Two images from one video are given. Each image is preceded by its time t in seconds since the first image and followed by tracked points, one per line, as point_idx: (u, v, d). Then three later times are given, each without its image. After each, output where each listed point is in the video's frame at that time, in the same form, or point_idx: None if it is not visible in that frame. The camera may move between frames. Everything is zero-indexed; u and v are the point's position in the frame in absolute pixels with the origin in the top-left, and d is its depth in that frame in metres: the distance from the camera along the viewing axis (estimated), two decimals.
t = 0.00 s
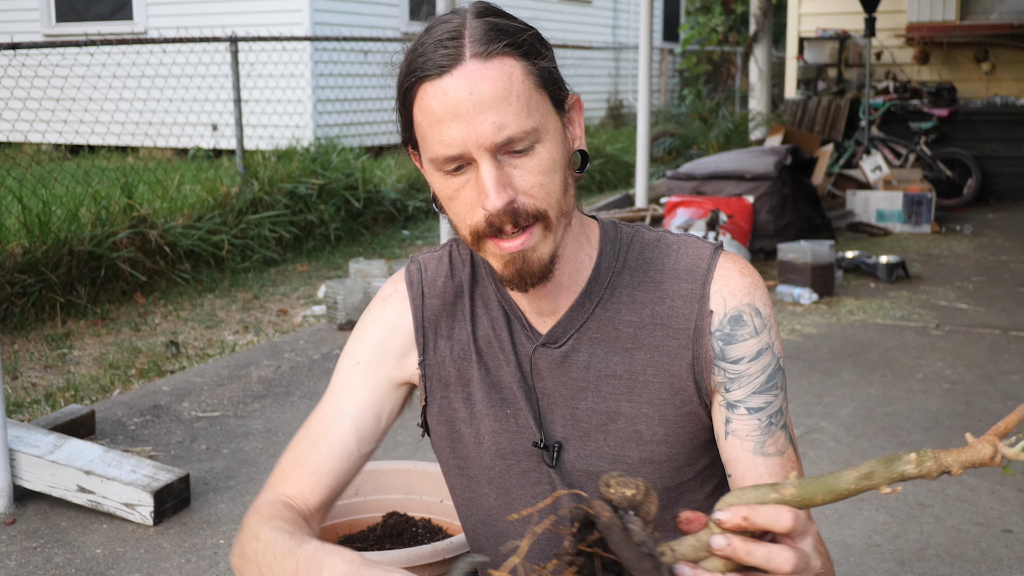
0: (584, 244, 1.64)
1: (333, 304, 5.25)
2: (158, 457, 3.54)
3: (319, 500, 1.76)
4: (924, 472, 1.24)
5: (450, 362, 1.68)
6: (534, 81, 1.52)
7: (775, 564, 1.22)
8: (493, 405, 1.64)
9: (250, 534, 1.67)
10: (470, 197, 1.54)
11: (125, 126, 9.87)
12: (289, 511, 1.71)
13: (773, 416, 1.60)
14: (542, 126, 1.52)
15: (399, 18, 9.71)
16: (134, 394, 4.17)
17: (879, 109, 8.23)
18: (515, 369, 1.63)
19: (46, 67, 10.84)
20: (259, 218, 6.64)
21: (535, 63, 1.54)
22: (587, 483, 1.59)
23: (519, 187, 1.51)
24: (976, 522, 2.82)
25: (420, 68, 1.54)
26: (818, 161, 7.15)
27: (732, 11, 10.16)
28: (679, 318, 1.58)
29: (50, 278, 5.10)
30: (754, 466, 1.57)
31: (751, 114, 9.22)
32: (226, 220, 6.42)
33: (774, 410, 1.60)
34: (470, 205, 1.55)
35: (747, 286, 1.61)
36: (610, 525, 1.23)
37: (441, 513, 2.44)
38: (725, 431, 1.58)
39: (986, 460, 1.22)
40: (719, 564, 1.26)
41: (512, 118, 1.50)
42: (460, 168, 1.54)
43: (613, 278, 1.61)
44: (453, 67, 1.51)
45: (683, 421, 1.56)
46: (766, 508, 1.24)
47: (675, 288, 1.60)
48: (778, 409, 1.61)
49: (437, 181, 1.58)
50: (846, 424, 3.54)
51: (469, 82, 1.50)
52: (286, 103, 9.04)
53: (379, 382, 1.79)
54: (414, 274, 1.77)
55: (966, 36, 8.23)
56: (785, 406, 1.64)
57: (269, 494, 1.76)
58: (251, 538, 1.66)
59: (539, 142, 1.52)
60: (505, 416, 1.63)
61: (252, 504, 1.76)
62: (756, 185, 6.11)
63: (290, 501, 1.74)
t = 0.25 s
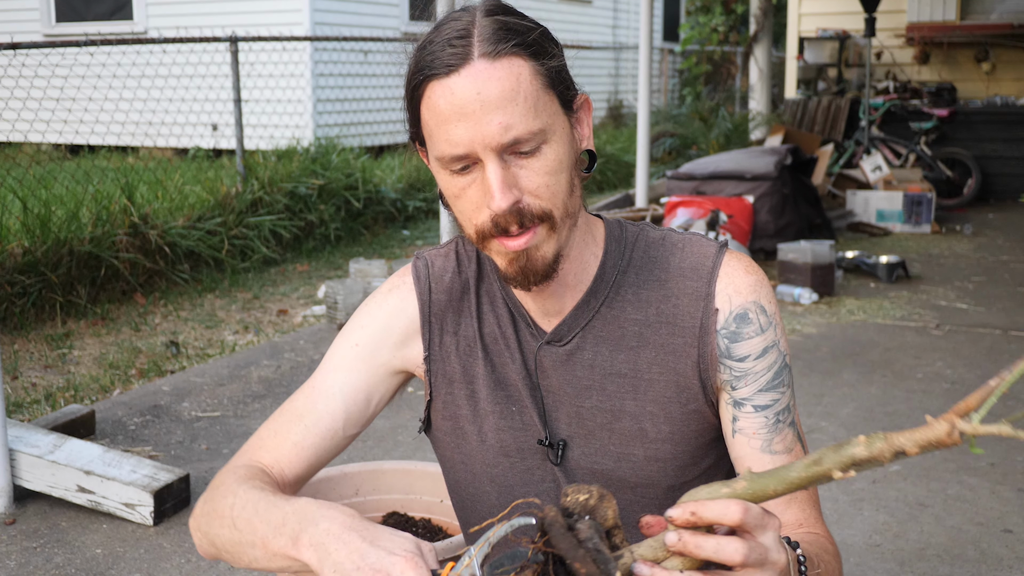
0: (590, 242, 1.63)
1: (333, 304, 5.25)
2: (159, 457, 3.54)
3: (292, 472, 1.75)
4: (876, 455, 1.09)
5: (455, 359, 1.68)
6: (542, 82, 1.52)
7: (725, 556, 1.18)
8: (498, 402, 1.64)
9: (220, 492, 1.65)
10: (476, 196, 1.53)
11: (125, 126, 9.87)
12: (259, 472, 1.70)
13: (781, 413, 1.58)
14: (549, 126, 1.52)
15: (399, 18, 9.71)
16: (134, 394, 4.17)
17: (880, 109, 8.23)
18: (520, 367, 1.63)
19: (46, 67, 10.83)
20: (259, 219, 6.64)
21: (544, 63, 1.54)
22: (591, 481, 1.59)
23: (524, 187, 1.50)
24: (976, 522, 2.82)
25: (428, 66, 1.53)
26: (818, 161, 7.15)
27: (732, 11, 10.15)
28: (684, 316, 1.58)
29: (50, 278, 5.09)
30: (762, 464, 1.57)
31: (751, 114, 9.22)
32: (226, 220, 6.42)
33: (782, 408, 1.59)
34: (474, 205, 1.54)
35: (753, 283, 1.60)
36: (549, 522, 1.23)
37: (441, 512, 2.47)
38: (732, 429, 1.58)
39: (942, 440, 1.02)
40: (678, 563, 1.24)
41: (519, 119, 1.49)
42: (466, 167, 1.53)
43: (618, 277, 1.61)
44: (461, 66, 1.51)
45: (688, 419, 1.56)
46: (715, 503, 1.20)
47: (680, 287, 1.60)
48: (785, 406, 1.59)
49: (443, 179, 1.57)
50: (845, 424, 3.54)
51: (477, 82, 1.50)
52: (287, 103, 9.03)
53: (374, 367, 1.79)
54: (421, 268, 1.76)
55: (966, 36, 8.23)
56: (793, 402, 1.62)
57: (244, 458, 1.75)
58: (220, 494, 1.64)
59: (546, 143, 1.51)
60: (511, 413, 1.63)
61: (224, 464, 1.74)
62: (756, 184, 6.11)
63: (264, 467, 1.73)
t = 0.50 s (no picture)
0: (595, 241, 1.63)
1: (333, 304, 5.26)
2: (159, 457, 3.54)
3: (282, 460, 1.74)
4: (840, 428, 1.12)
5: (459, 357, 1.69)
6: (549, 80, 1.52)
7: (707, 548, 1.16)
8: (501, 401, 1.64)
9: (210, 478, 1.63)
10: (481, 194, 1.53)
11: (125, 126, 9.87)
12: (248, 458, 1.68)
13: (785, 413, 1.60)
14: (555, 125, 1.52)
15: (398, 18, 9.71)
16: (134, 394, 4.17)
17: (879, 109, 8.23)
18: (524, 366, 1.62)
19: (46, 67, 10.83)
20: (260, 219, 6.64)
21: (551, 62, 1.54)
22: (593, 480, 1.59)
23: (530, 185, 1.50)
24: (976, 522, 2.82)
25: (436, 63, 1.53)
26: (818, 161, 7.15)
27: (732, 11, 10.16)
28: (688, 316, 1.58)
29: (50, 278, 5.09)
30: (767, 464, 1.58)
31: (751, 114, 9.22)
32: (226, 220, 6.42)
33: (786, 407, 1.60)
34: (480, 202, 1.54)
35: (756, 284, 1.61)
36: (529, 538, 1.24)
37: (441, 512, 2.45)
38: (738, 429, 1.58)
39: (905, 403, 1.05)
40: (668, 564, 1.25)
41: (525, 116, 1.49)
42: (472, 165, 1.53)
43: (622, 276, 1.61)
44: (468, 64, 1.51)
45: (691, 419, 1.56)
46: (689, 498, 1.20)
47: (684, 286, 1.60)
48: (789, 405, 1.60)
49: (448, 176, 1.57)
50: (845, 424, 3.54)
51: (484, 79, 1.50)
52: (287, 103, 9.03)
53: (374, 360, 1.80)
54: (425, 266, 1.76)
55: (965, 36, 8.23)
56: (796, 402, 1.63)
57: (235, 443, 1.73)
58: (210, 480, 1.63)
59: (552, 142, 1.51)
60: (513, 411, 1.63)
61: (213, 447, 1.72)
62: (756, 184, 6.11)
63: (255, 454, 1.72)
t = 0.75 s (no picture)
0: (597, 241, 1.63)
1: (333, 304, 5.26)
2: (158, 457, 3.54)
3: (286, 461, 1.74)
4: (826, 416, 1.12)
5: (460, 357, 1.68)
6: (553, 79, 1.52)
7: (693, 544, 1.16)
8: (503, 401, 1.64)
9: (216, 480, 1.63)
10: (485, 192, 1.52)
11: (125, 126, 9.87)
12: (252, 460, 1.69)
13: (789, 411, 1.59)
14: (559, 123, 1.52)
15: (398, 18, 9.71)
16: (134, 394, 4.17)
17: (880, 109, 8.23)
18: (526, 365, 1.62)
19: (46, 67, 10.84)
20: (259, 219, 6.63)
21: (554, 60, 1.54)
22: (595, 481, 1.59)
23: (533, 183, 1.50)
24: (976, 522, 2.81)
25: (440, 60, 1.53)
26: (818, 161, 7.15)
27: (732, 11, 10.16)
28: (690, 315, 1.58)
29: (50, 278, 5.09)
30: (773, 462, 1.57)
31: (751, 114, 9.22)
32: (226, 220, 6.42)
33: (790, 405, 1.59)
34: (483, 200, 1.53)
35: (759, 281, 1.61)
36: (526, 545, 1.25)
37: (440, 513, 2.44)
38: (742, 427, 1.57)
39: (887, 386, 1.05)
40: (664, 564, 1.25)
41: (529, 114, 1.49)
42: (476, 163, 1.52)
43: (625, 275, 1.61)
44: (472, 61, 1.51)
45: (693, 419, 1.56)
46: (678, 495, 1.20)
47: (687, 286, 1.60)
48: (794, 403, 1.60)
49: (451, 174, 1.56)
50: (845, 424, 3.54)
51: (488, 77, 1.49)
52: (287, 103, 9.03)
53: (376, 360, 1.79)
54: (427, 265, 1.76)
55: (966, 36, 8.22)
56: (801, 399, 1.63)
57: (238, 444, 1.73)
58: (216, 484, 1.63)
59: (555, 140, 1.51)
60: (514, 411, 1.63)
61: (216, 448, 1.72)
62: (756, 184, 6.11)
63: (258, 454, 1.72)
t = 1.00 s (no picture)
0: (601, 243, 1.64)
1: (333, 304, 5.27)
2: (159, 457, 3.54)
3: (289, 467, 1.75)
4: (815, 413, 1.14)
5: (463, 358, 1.68)
6: (559, 79, 1.52)
7: (669, 528, 1.16)
8: (505, 403, 1.64)
9: (223, 490, 1.62)
10: (489, 192, 1.52)
11: (125, 126, 9.87)
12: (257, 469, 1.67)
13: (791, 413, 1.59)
14: (564, 124, 1.52)
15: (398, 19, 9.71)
16: (134, 394, 4.17)
17: (880, 109, 8.23)
18: (529, 365, 1.62)
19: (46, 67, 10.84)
20: (259, 219, 6.63)
21: (561, 61, 1.54)
22: (597, 483, 1.59)
23: (538, 183, 1.50)
24: (977, 523, 2.81)
25: (447, 59, 1.53)
26: (818, 161, 7.15)
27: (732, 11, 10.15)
28: (693, 316, 1.58)
29: (50, 278, 5.09)
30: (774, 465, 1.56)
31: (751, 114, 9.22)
32: (226, 221, 6.42)
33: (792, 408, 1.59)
34: (488, 199, 1.53)
35: (761, 284, 1.61)
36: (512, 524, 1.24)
37: (441, 513, 2.44)
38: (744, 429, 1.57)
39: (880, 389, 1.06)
40: (646, 548, 1.24)
41: (535, 114, 1.49)
42: (481, 162, 1.52)
43: (628, 277, 1.61)
44: (479, 60, 1.51)
45: (695, 421, 1.56)
46: (662, 483, 1.20)
47: (690, 288, 1.60)
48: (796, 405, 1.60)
49: (456, 173, 1.56)
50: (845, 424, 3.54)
51: (495, 76, 1.50)
52: (287, 103, 9.03)
53: (378, 362, 1.79)
54: (430, 266, 1.76)
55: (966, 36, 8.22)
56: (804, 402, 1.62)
57: (241, 449, 1.73)
58: (221, 493, 1.61)
59: (561, 140, 1.51)
60: (516, 412, 1.63)
61: (218, 452, 1.71)
62: (756, 185, 6.11)
63: (261, 460, 1.72)
